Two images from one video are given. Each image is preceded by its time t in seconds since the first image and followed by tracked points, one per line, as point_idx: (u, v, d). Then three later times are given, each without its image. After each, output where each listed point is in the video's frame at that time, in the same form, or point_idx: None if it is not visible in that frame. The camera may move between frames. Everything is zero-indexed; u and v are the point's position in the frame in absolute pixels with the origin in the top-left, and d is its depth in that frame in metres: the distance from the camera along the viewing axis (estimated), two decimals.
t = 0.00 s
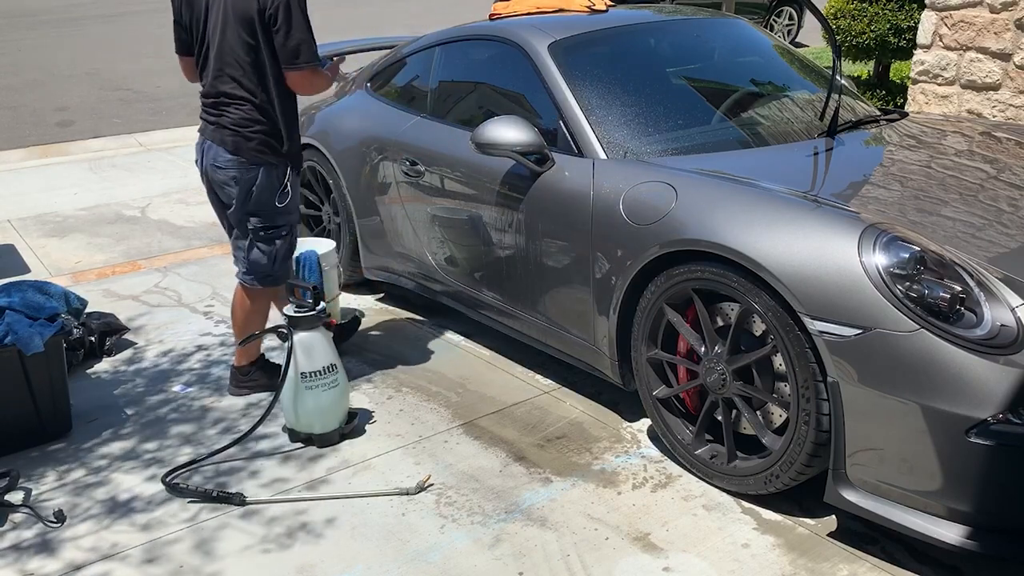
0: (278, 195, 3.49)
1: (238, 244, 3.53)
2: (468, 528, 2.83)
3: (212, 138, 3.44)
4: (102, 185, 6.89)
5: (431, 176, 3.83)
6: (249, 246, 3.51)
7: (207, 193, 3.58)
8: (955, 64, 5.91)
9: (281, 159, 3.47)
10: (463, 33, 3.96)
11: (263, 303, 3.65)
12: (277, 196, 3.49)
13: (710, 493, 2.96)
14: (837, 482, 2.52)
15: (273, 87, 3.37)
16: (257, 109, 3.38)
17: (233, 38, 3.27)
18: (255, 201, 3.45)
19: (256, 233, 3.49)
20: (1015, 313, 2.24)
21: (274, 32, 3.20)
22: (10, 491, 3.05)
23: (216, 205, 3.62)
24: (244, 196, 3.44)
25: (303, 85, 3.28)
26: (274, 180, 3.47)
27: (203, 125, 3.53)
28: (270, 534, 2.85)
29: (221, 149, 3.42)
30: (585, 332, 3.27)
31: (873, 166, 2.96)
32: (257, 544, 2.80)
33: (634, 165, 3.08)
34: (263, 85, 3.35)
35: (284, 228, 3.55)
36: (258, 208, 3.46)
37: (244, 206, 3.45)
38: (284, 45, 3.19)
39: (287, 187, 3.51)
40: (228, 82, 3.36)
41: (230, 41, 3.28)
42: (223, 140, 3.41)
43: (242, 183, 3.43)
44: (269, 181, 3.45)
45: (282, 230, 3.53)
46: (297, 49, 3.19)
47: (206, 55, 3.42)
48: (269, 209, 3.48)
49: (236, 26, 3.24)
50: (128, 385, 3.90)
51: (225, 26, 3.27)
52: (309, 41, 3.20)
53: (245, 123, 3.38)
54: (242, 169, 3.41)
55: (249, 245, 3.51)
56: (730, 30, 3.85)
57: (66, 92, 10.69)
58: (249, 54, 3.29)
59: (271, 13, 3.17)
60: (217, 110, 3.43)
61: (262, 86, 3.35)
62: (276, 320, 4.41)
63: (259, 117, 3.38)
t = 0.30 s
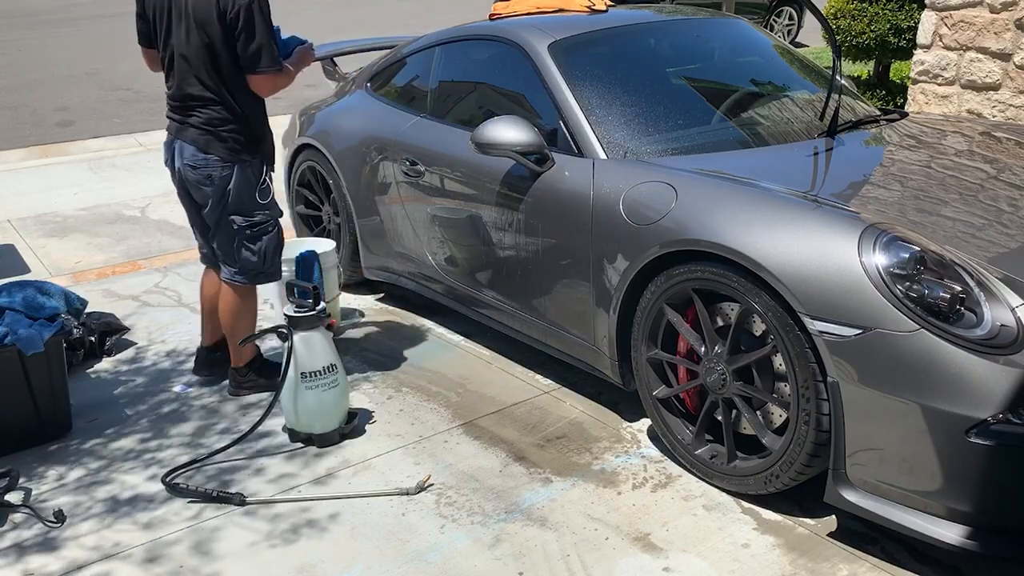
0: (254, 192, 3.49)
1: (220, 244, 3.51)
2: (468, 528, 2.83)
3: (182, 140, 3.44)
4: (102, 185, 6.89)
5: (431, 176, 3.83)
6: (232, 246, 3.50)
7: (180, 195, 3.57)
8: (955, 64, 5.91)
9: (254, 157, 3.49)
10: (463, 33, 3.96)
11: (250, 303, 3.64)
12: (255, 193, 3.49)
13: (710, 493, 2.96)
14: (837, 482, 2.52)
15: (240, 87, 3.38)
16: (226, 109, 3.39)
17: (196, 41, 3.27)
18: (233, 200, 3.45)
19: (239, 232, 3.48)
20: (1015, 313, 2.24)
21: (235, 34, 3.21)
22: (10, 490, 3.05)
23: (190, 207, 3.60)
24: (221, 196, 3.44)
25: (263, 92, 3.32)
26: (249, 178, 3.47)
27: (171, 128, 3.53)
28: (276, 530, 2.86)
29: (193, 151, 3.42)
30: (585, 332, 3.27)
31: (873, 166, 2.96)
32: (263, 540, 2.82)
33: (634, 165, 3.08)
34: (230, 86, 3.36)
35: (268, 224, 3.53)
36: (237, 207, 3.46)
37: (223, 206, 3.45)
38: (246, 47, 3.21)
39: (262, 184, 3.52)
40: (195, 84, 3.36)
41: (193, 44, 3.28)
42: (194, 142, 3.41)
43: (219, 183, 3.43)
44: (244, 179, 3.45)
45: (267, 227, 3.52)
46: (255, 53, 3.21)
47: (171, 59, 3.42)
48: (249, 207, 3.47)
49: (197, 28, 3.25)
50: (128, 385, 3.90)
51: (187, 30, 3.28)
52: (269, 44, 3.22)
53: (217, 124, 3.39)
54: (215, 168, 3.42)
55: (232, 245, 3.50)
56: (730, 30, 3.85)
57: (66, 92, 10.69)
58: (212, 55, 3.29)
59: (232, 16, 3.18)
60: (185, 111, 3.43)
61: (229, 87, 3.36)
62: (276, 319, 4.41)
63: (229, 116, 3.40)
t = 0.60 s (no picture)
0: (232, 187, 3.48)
1: (204, 242, 3.49)
2: (468, 528, 2.83)
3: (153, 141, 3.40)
4: (102, 185, 6.89)
5: (431, 176, 3.83)
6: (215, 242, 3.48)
7: (152, 201, 3.52)
8: (955, 64, 5.91)
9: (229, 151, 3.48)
10: (463, 33, 3.96)
11: (242, 301, 3.65)
12: (232, 187, 3.48)
13: (710, 493, 2.96)
14: (837, 482, 2.52)
15: (211, 83, 3.38)
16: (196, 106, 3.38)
17: (160, 41, 3.26)
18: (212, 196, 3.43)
19: (222, 227, 3.46)
20: (1015, 313, 2.24)
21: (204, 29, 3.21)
22: (10, 490, 3.05)
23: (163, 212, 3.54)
24: (199, 193, 3.42)
25: (249, 81, 3.34)
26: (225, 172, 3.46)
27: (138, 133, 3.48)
28: (285, 520, 2.91)
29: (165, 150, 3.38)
30: (585, 333, 3.27)
31: (873, 166, 2.96)
32: (274, 530, 2.86)
33: (634, 165, 3.08)
34: (201, 82, 3.36)
35: (250, 217, 3.51)
36: (216, 203, 3.44)
37: (202, 203, 3.43)
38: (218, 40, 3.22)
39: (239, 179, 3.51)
40: (161, 86, 3.34)
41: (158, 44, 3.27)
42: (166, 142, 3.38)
43: (197, 180, 3.41)
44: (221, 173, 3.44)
45: (249, 219, 3.51)
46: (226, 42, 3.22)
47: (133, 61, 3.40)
48: (228, 202, 3.46)
49: (160, 27, 3.24)
50: (128, 385, 3.89)
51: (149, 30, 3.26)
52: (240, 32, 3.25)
53: (190, 121, 3.37)
54: (191, 164, 3.39)
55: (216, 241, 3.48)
56: (730, 30, 3.85)
57: (66, 92, 10.68)
58: (179, 53, 3.28)
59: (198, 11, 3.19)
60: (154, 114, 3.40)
61: (199, 85, 3.36)
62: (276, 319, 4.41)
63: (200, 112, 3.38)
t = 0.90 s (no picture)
0: (204, 178, 3.47)
1: (183, 234, 3.46)
2: (468, 528, 2.83)
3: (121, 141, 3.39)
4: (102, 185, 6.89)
5: (431, 176, 3.83)
6: (195, 232, 3.46)
7: (123, 199, 3.51)
8: (955, 64, 5.91)
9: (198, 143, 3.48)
10: (463, 33, 3.97)
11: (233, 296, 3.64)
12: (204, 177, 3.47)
13: (710, 493, 2.96)
14: (837, 482, 2.52)
15: (174, 79, 3.38)
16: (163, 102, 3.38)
17: (120, 39, 3.28)
18: (188, 186, 3.42)
19: (201, 217, 3.45)
20: (1015, 313, 2.24)
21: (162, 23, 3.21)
22: (10, 490, 3.05)
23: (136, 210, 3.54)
24: (174, 185, 3.41)
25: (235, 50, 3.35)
26: (197, 165, 3.46)
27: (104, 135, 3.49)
28: (288, 517, 2.92)
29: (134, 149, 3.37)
30: (585, 333, 3.27)
31: (873, 166, 2.96)
32: (276, 528, 2.86)
33: (634, 165, 3.08)
34: (163, 78, 3.36)
35: (227, 204, 3.50)
36: (192, 192, 3.43)
37: (178, 195, 3.42)
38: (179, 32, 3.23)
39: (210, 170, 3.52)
40: (125, 84, 3.35)
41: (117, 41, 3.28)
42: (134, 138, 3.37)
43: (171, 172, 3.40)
44: (194, 165, 3.44)
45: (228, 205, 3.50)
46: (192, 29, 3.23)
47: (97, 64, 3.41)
48: (203, 191, 3.45)
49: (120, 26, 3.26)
50: (128, 385, 3.89)
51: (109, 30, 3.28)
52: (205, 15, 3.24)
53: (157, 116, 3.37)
54: (162, 159, 3.38)
55: (195, 231, 3.46)
56: (730, 30, 3.85)
57: (66, 92, 10.68)
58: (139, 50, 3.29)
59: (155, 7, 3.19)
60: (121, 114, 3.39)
61: (163, 81, 3.36)
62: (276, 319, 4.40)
63: (167, 107, 3.38)
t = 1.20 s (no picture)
0: (206, 170, 3.67)
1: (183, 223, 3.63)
2: (468, 528, 2.83)
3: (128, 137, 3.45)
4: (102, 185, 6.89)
5: (431, 176, 3.83)
6: (198, 220, 3.68)
7: (123, 193, 3.55)
8: (955, 64, 5.91)
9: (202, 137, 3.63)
10: (463, 34, 3.97)
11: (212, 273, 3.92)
12: (207, 168, 3.66)
13: (710, 493, 2.96)
14: (837, 482, 2.52)
15: (174, 79, 3.47)
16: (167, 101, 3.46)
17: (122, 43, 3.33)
18: (196, 179, 3.60)
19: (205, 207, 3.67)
20: (1015, 313, 2.24)
21: (166, 29, 3.28)
22: (10, 490, 3.05)
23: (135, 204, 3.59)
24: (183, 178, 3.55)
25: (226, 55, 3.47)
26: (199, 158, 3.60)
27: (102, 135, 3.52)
28: (285, 521, 2.90)
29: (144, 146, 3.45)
30: (585, 333, 3.27)
31: (873, 166, 2.96)
32: (272, 532, 2.84)
33: (634, 165, 3.08)
34: (163, 80, 3.45)
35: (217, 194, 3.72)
36: (200, 184, 3.62)
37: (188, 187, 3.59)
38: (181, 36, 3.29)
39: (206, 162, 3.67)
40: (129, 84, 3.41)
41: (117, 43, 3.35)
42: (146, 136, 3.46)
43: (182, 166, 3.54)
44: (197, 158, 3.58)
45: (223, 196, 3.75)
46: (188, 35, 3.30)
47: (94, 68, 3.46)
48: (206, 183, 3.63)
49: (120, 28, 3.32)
50: (128, 385, 3.89)
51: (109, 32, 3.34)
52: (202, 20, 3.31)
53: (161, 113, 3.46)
54: (172, 155, 3.49)
55: (199, 220, 3.68)
56: (730, 30, 3.85)
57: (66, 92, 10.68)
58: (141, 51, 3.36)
59: (157, 12, 3.26)
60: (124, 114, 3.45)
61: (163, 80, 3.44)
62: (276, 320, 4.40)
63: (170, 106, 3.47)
